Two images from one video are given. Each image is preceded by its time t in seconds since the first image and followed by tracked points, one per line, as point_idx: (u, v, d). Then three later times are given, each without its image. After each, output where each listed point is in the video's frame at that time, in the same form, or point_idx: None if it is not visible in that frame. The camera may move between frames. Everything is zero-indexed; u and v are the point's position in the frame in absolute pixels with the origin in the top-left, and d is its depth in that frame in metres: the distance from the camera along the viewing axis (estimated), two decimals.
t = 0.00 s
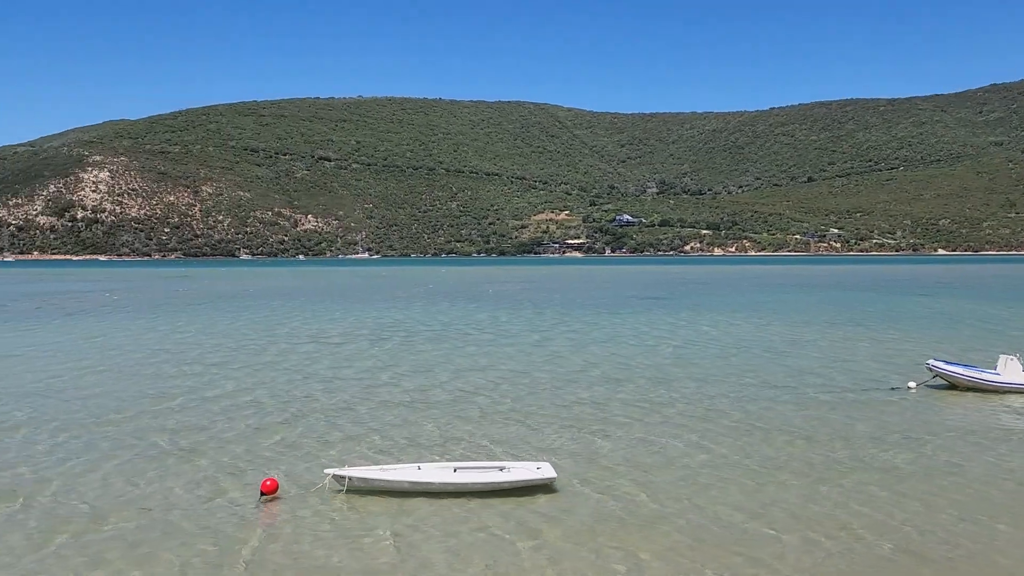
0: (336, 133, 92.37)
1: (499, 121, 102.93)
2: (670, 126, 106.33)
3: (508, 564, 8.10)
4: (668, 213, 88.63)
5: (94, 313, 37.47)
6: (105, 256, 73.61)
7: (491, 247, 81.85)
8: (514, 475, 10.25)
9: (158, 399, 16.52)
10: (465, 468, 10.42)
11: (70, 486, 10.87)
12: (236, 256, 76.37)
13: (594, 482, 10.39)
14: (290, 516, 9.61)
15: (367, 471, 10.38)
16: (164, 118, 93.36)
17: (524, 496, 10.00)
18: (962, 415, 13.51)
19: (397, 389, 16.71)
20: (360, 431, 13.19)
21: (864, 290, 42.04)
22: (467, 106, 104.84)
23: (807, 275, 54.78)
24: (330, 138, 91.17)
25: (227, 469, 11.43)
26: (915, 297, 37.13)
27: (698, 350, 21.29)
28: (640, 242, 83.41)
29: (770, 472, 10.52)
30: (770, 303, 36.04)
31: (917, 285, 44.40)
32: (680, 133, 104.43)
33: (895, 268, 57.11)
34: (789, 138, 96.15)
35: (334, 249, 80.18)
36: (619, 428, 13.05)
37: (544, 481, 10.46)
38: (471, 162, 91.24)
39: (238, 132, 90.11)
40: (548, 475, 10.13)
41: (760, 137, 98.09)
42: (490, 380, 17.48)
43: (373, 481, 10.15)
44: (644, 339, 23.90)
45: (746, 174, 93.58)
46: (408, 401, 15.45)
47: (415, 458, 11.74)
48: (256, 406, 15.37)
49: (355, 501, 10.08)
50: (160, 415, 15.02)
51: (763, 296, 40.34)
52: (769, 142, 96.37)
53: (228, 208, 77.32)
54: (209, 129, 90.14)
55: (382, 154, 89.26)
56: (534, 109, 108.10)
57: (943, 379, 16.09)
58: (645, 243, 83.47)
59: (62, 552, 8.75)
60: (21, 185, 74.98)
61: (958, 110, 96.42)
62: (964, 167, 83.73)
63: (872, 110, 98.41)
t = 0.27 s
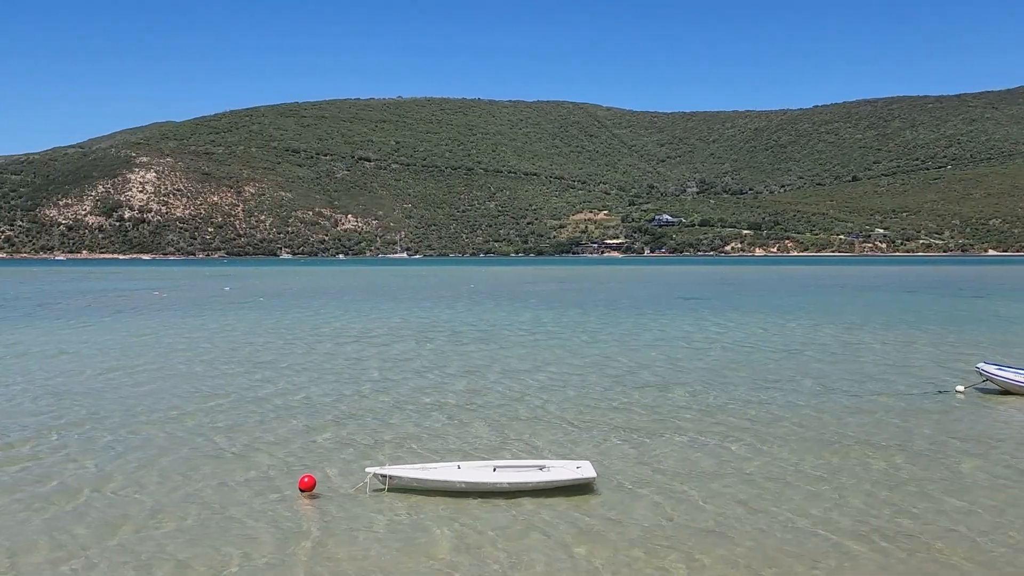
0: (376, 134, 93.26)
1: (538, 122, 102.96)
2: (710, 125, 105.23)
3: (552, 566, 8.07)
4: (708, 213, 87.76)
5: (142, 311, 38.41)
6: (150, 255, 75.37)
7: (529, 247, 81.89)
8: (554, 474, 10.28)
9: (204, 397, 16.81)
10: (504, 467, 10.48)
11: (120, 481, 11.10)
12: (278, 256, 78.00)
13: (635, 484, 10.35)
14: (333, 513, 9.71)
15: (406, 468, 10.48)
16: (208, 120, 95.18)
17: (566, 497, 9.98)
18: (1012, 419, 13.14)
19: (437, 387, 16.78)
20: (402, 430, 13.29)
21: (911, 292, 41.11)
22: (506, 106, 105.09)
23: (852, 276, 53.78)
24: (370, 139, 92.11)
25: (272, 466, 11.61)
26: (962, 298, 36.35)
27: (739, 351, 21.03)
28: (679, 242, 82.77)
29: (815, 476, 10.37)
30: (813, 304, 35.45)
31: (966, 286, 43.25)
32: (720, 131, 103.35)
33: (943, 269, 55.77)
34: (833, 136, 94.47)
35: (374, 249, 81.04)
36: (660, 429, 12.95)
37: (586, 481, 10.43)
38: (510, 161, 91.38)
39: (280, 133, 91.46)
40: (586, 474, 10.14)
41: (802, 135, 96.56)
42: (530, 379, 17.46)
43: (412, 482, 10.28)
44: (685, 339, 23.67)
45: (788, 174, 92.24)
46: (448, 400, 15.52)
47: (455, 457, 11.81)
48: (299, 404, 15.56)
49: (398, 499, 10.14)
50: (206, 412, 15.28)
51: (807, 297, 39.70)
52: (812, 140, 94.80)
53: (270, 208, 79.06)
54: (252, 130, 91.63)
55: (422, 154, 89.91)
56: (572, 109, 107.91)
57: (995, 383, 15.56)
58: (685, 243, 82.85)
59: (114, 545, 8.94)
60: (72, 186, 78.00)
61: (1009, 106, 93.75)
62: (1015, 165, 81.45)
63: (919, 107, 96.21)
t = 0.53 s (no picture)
0: (417, 134, 93.84)
1: (579, 121, 102.71)
2: (754, 123, 103.77)
3: (595, 566, 8.13)
4: (752, 212, 86.60)
5: (191, 309, 39.41)
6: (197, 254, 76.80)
7: (570, 246, 81.53)
8: (595, 474, 10.35)
9: (253, 395, 17.18)
10: (545, 465, 10.57)
11: (174, 474, 11.43)
12: (320, 255, 79.19)
13: (677, 486, 10.36)
14: (379, 509, 9.89)
15: (448, 465, 10.63)
16: (253, 121, 96.84)
17: (609, 498, 10.01)
18: None
19: (480, 387, 16.90)
20: (445, 429, 13.43)
21: (963, 292, 40.06)
22: (547, 106, 105.12)
23: (900, 277, 52.69)
24: (412, 139, 92.73)
25: (318, 462, 11.84)
26: (1016, 300, 35.34)
27: (785, 351, 20.76)
28: (722, 241, 81.89)
29: (861, 480, 10.25)
30: (861, 305, 34.75)
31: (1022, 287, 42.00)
32: (764, 129, 101.88)
33: (997, 269, 54.26)
34: (881, 133, 92.44)
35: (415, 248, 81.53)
36: (704, 431, 12.90)
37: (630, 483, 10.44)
38: (551, 161, 91.10)
39: (323, 133, 92.61)
40: (628, 475, 10.19)
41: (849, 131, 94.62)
42: (572, 379, 17.47)
43: (453, 479, 10.41)
44: (730, 339, 23.44)
45: (835, 172, 90.56)
46: (491, 399, 15.62)
47: (497, 456, 11.91)
48: (344, 403, 15.81)
49: (443, 497, 10.28)
50: (255, 409, 15.61)
51: (855, 298, 38.92)
52: (859, 138, 92.89)
53: (313, 208, 80.59)
54: (296, 131, 92.89)
55: (463, 153, 90.21)
56: (614, 108, 107.42)
57: None
58: (728, 242, 81.76)
59: (168, 535, 9.24)
60: (123, 186, 81.01)
61: None
62: None
63: (971, 103, 93.64)
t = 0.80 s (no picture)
0: (460, 134, 94.22)
1: (622, 120, 102.19)
2: (801, 120, 101.96)
3: (641, 571, 8.14)
4: (799, 212, 85.21)
5: (240, 307, 40.20)
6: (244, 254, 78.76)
7: (612, 246, 81.20)
8: (637, 477, 10.37)
9: (300, 393, 17.49)
10: (586, 466, 10.61)
11: (226, 469, 11.70)
12: (364, 255, 80.14)
13: (721, 492, 10.32)
14: (424, 507, 10.01)
15: (490, 463, 10.72)
16: (299, 122, 98.22)
17: (654, 502, 10.01)
18: None
19: (524, 388, 16.97)
20: (489, 429, 13.53)
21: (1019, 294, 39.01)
22: (589, 105, 104.77)
23: (952, 278, 51.66)
24: (455, 139, 93.17)
25: (363, 459, 12.03)
26: None
27: (832, 353, 20.47)
28: (767, 242, 80.97)
29: (908, 489, 10.21)
30: (912, 306, 34.07)
31: None
32: (811, 126, 100.08)
33: None
34: (934, 130, 90.06)
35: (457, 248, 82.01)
36: (748, 435, 12.82)
37: (674, 489, 10.43)
38: (594, 161, 90.71)
39: (367, 134, 93.53)
40: (671, 480, 10.25)
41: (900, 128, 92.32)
42: (615, 380, 17.46)
43: (497, 477, 10.57)
44: (775, 341, 23.18)
45: (885, 171, 88.64)
46: (534, 400, 15.67)
47: (540, 456, 12.04)
48: (389, 402, 15.99)
49: (488, 498, 10.36)
50: (303, 407, 15.88)
51: (906, 299, 38.15)
52: (910, 135, 90.69)
53: (357, 208, 81.60)
54: (340, 132, 93.97)
55: (505, 153, 90.38)
56: (658, 107, 106.64)
57: None
58: (774, 243, 80.78)
59: (225, 524, 9.59)
60: (173, 187, 83.22)
61: None
62: None
63: None
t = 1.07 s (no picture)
0: (503, 134, 94.31)
1: (666, 119, 101.42)
2: (851, 118, 99.85)
3: (687, 569, 8.26)
4: (849, 212, 83.55)
5: (289, 305, 41.11)
6: (291, 253, 80.35)
7: (656, 247, 80.60)
8: (681, 481, 10.46)
9: (351, 391, 17.79)
10: (630, 468, 10.79)
11: (280, 463, 12.06)
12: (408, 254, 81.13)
13: (775, 497, 10.28)
14: (478, 507, 10.15)
15: (533, 459, 10.98)
16: (344, 123, 99.42)
17: (710, 507, 10.01)
18: None
19: (572, 388, 17.02)
20: (539, 429, 13.63)
21: None
22: (634, 105, 104.30)
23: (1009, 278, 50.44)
24: (498, 139, 93.31)
25: (415, 457, 12.21)
26: None
27: (885, 355, 20.10)
28: (816, 242, 79.88)
29: (958, 493, 10.13)
30: (967, 308, 33.29)
31: None
32: (861, 124, 98.00)
33: None
34: (991, 127, 87.33)
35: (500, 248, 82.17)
36: (802, 437, 12.71)
37: (730, 495, 10.38)
38: (637, 160, 89.89)
39: (411, 134, 94.21)
40: (717, 485, 10.30)
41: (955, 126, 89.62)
42: (664, 381, 17.41)
43: (543, 475, 10.74)
44: (825, 342, 22.83)
45: (938, 169, 86.37)
46: (581, 400, 15.78)
47: (585, 455, 12.18)
48: (439, 402, 16.19)
49: (543, 501, 10.46)
50: (354, 406, 16.15)
51: (960, 300, 37.30)
52: (966, 132, 88.22)
53: (401, 208, 82.35)
54: (385, 133, 94.72)
55: (548, 153, 90.18)
56: (703, 106, 105.66)
57: None
58: (823, 243, 79.59)
59: (281, 515, 9.94)
60: (222, 188, 85.62)
61: None
62: None
63: None
